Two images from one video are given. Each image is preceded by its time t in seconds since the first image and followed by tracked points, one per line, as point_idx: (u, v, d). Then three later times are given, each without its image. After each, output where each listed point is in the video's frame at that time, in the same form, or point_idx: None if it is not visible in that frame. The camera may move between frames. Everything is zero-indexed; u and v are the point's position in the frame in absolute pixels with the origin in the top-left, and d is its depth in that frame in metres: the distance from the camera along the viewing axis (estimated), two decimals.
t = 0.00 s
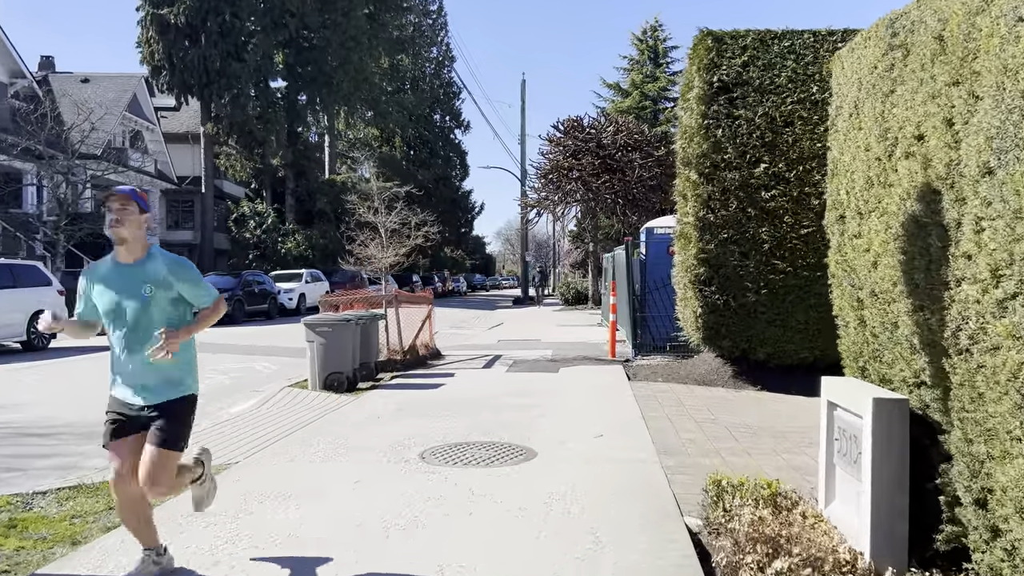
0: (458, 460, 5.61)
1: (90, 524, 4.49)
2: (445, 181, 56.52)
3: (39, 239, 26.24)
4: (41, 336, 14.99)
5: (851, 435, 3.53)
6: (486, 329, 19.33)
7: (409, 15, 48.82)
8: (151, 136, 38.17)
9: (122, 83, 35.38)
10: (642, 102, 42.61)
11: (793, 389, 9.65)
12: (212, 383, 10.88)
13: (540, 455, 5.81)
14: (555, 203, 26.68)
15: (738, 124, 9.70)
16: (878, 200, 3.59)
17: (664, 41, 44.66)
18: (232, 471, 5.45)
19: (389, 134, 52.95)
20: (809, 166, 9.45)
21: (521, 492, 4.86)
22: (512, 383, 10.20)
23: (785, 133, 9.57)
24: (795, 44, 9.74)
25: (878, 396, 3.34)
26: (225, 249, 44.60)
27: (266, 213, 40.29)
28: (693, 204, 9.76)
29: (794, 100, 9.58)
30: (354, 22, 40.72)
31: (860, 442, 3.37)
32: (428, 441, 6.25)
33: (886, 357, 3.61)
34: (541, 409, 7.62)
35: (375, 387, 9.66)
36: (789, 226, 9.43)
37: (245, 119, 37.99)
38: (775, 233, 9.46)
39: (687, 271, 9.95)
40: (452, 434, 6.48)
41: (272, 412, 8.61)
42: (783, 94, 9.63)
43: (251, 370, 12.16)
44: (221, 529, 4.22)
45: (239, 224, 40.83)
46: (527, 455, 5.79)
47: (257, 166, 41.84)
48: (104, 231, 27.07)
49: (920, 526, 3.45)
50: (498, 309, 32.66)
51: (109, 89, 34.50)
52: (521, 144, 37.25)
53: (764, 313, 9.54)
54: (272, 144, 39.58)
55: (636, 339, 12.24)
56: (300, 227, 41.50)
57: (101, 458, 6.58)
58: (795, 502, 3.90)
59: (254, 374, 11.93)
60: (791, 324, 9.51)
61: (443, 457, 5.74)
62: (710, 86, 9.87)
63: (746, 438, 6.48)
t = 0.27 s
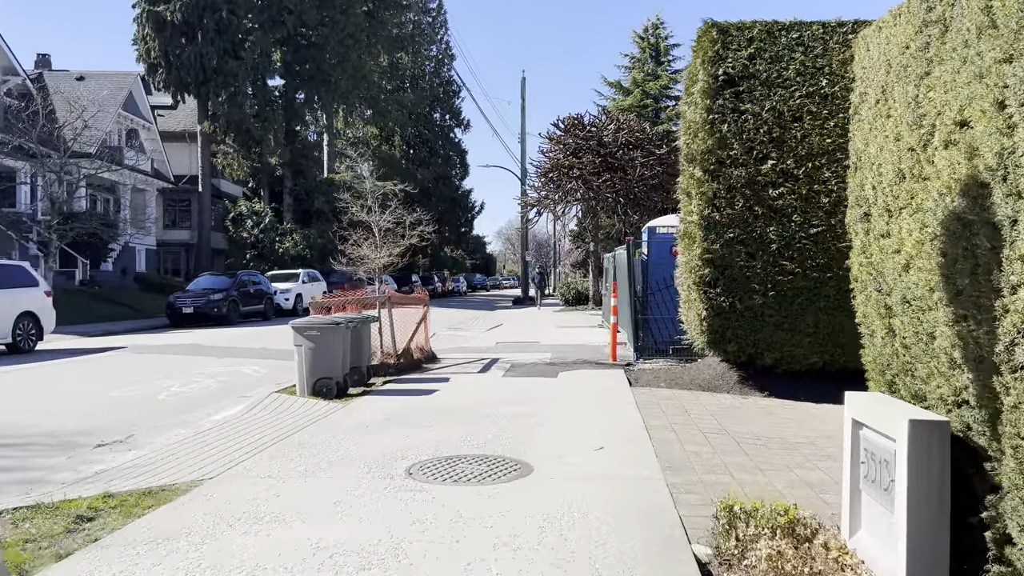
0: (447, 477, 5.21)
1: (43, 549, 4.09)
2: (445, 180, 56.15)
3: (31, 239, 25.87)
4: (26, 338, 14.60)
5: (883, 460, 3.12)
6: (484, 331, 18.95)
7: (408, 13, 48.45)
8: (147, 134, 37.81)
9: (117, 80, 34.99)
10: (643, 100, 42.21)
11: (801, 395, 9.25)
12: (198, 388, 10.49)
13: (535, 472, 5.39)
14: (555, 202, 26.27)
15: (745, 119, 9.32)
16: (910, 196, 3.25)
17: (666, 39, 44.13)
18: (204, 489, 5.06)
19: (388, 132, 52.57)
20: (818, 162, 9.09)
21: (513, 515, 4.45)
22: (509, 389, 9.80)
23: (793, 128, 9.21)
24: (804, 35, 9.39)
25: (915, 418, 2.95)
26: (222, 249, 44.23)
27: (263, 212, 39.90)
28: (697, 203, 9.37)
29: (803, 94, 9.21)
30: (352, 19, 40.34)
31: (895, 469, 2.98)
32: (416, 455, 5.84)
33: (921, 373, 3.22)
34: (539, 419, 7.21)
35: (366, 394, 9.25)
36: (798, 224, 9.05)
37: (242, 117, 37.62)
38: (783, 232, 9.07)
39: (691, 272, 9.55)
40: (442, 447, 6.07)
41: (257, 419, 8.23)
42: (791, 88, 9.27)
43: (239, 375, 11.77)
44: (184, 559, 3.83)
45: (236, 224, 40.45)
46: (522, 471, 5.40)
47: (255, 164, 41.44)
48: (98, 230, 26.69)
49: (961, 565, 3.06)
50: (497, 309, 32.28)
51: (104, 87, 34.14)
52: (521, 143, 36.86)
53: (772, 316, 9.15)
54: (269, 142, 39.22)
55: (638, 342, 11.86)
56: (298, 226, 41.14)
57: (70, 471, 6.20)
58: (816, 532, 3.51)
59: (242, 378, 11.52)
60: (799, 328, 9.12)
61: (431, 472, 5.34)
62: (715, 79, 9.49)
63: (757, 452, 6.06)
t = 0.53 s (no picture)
0: (439, 487, 4.83)
1: None
2: (445, 180, 55.84)
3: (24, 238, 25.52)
4: (13, 339, 14.23)
5: (928, 472, 2.76)
6: (483, 331, 18.58)
7: (407, 12, 48.13)
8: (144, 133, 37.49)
9: (113, 78, 34.64)
10: (645, 100, 41.86)
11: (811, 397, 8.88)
12: (185, 390, 10.12)
13: (534, 481, 5.02)
14: (555, 201, 25.93)
15: (752, 110, 8.96)
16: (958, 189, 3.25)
17: (668, 37, 43.58)
18: (176, 500, 4.68)
19: (388, 132, 52.23)
20: (828, 155, 8.73)
21: (511, 530, 4.08)
22: (507, 390, 9.43)
23: (802, 119, 8.86)
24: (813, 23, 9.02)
25: (966, 426, 2.60)
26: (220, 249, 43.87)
27: (261, 212, 39.54)
28: (703, 197, 8.99)
29: (813, 84, 8.86)
30: (351, 18, 39.98)
31: (944, 485, 2.62)
32: (406, 463, 5.47)
33: (967, 373, 3.21)
34: (538, 423, 6.85)
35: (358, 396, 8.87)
36: (808, 219, 8.69)
37: (240, 116, 37.30)
38: (792, 228, 8.70)
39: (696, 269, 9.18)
40: (434, 454, 5.69)
41: (244, 423, 7.86)
42: (801, 78, 8.91)
43: (230, 376, 11.41)
44: None
45: (234, 224, 40.11)
46: (519, 479, 5.05)
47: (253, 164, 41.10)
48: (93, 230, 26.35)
49: None
50: (497, 310, 31.94)
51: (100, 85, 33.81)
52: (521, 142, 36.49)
53: (781, 315, 8.79)
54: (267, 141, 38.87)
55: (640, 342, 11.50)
56: (296, 226, 40.81)
57: (39, 478, 5.83)
58: (846, 553, 3.15)
59: (232, 380, 11.15)
60: (809, 327, 8.76)
61: (422, 482, 4.98)
62: (721, 69, 9.11)
63: (770, 458, 5.69)
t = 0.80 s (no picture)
0: (428, 508, 4.46)
1: None
2: (446, 178, 55.48)
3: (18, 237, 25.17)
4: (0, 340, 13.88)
5: (983, 509, 2.38)
6: (483, 332, 18.21)
7: (408, 9, 47.76)
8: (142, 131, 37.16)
9: (110, 76, 34.28)
10: (647, 97, 41.46)
11: (824, 403, 8.50)
12: (172, 394, 9.76)
13: (530, 500, 4.63)
14: (557, 199, 25.55)
15: (761, 102, 8.58)
16: (1011, 184, 3.90)
17: (670, 34, 43.02)
18: (139, 522, 4.31)
19: (388, 130, 51.84)
20: (841, 150, 8.36)
21: (504, 559, 3.71)
22: (504, 396, 9.04)
23: (814, 113, 8.49)
24: (826, 12, 8.62)
25: None
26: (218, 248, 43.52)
27: (260, 211, 39.18)
28: (710, 193, 8.60)
29: (825, 77, 8.49)
30: (351, 14, 39.59)
31: (1005, 529, 2.24)
32: (393, 479, 5.09)
33: (1016, 341, 3.94)
34: (536, 433, 6.49)
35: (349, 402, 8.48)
36: (820, 217, 8.30)
37: (238, 114, 36.95)
38: (804, 226, 8.31)
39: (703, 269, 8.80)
40: (423, 469, 5.32)
41: (229, 431, 7.49)
42: (812, 69, 8.54)
43: (220, 380, 11.03)
44: None
45: (233, 223, 39.77)
46: (514, 497, 4.70)
47: (251, 162, 40.72)
48: (89, 228, 26.01)
49: None
50: (497, 310, 31.58)
51: (97, 82, 33.52)
52: (523, 140, 36.11)
53: (791, 317, 8.40)
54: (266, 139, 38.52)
55: (644, 344, 11.13)
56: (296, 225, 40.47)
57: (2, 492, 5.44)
58: None
59: (222, 384, 10.77)
60: (820, 331, 8.39)
61: (409, 501, 4.61)
62: (729, 60, 8.73)
63: (784, 473, 5.30)
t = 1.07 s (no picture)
0: (409, 525, 4.10)
1: None
2: (444, 178, 55.15)
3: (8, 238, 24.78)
4: None
5: None
6: (480, 334, 17.83)
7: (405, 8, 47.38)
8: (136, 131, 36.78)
9: (104, 74, 33.94)
10: (646, 97, 41.11)
11: (831, 408, 8.14)
12: (152, 398, 9.38)
13: (520, 516, 4.26)
14: (555, 199, 25.17)
15: (766, 93, 8.21)
16: None
17: (670, 34, 42.59)
18: (91, 542, 3.94)
19: (386, 130, 51.46)
20: (850, 144, 7.99)
21: None
22: (498, 400, 8.66)
23: (821, 104, 8.12)
24: None
25: None
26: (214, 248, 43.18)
27: (256, 211, 38.80)
28: (712, 188, 8.23)
29: (832, 66, 8.13)
30: (347, 13, 39.22)
31: None
32: (374, 493, 4.72)
33: None
34: (530, 440, 6.12)
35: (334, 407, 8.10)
36: (828, 213, 7.94)
37: (234, 113, 36.60)
38: (810, 223, 7.95)
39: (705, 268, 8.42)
40: (407, 482, 4.94)
41: (207, 437, 7.11)
42: (819, 58, 8.17)
43: (205, 383, 10.65)
44: None
45: (228, 223, 39.40)
46: (503, 512, 4.33)
47: (247, 162, 40.33)
48: (81, 229, 25.66)
49: None
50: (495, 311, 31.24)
51: (91, 81, 33.18)
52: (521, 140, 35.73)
53: (798, 317, 8.03)
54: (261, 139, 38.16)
55: (643, 346, 10.77)
56: (291, 225, 40.15)
57: None
58: None
59: (207, 387, 10.40)
60: (828, 332, 8.03)
61: (389, 517, 4.25)
62: (732, 50, 8.36)
63: (794, 485, 4.93)
